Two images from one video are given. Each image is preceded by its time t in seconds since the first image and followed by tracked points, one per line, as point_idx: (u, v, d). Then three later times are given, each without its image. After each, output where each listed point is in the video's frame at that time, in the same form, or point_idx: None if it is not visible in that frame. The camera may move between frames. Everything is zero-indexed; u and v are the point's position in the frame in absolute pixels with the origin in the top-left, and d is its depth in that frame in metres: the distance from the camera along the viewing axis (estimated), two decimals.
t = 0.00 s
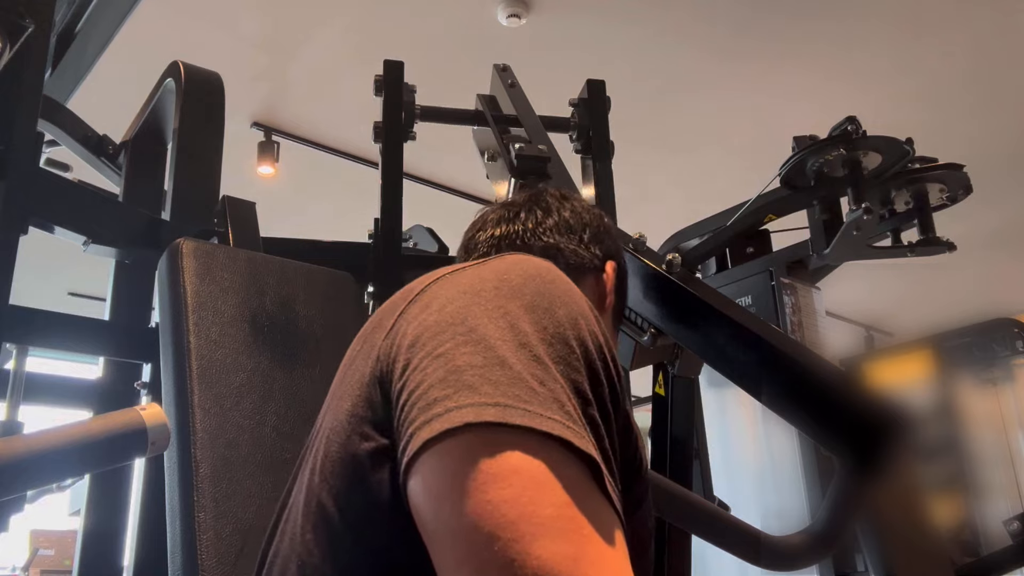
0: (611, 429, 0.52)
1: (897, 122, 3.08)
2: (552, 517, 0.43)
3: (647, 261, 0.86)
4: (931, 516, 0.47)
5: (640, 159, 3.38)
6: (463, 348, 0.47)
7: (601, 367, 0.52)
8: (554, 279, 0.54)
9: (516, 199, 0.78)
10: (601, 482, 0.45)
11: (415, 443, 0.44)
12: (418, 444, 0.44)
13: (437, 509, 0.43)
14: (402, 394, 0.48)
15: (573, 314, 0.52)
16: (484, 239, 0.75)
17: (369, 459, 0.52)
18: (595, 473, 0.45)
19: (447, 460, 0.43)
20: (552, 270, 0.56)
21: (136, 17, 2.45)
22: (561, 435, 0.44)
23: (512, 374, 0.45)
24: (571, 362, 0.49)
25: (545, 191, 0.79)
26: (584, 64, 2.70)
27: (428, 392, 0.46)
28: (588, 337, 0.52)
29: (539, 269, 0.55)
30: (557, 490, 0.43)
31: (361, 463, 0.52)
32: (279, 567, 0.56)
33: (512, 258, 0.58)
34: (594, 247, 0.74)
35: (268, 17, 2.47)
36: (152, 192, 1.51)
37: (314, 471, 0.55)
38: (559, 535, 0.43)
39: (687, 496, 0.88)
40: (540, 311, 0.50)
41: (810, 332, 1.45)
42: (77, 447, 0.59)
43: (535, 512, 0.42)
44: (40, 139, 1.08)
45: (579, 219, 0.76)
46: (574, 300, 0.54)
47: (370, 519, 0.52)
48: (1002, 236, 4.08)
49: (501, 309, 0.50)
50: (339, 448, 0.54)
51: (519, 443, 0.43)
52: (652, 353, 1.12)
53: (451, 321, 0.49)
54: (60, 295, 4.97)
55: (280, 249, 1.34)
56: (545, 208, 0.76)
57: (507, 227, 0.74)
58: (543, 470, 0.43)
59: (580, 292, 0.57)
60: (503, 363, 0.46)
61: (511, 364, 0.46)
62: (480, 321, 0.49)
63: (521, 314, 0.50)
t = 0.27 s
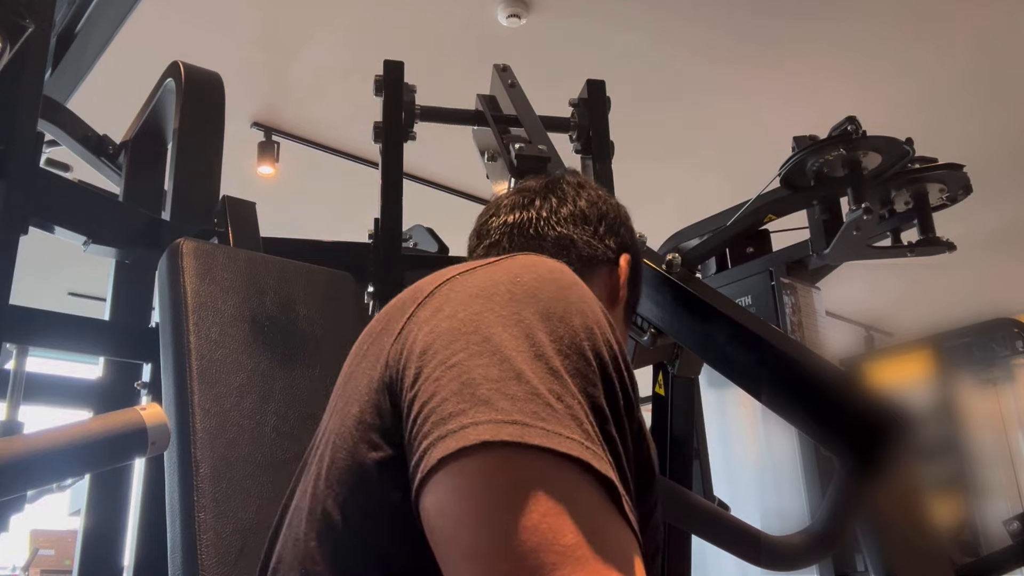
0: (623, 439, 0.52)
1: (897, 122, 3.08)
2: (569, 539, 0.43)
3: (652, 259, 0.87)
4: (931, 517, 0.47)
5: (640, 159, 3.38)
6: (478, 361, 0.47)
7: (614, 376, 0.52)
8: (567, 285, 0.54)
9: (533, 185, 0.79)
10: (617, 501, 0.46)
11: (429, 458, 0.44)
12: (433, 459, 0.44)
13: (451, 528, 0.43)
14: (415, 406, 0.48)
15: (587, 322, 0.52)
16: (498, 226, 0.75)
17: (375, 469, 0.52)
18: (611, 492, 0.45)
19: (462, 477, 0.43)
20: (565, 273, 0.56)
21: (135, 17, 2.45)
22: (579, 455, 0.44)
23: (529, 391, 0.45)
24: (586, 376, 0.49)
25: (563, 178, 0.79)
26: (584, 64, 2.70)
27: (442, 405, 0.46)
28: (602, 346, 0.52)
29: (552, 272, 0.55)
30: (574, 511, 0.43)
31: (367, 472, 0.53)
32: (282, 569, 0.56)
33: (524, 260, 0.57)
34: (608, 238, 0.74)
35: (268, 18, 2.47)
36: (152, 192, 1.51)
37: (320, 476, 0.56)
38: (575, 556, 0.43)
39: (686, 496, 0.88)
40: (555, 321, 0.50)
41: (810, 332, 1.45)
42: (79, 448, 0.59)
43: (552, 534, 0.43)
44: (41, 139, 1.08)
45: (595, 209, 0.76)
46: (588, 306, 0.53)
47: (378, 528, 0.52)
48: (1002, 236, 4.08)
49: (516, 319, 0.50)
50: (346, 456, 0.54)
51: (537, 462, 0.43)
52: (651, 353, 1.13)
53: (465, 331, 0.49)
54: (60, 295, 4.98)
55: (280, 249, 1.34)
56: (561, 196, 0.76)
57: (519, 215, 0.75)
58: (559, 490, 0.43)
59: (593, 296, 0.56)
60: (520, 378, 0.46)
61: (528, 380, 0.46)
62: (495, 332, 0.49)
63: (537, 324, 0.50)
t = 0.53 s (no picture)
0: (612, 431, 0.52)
1: (897, 122, 3.08)
2: (551, 533, 0.43)
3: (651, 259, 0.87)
4: (931, 515, 0.47)
5: (640, 159, 3.38)
6: (458, 355, 0.47)
7: (599, 367, 0.52)
8: (549, 277, 0.54)
9: (529, 180, 0.79)
10: (601, 493, 0.45)
11: (410, 454, 0.44)
12: (413, 456, 0.44)
13: (433, 526, 0.43)
14: (396, 402, 0.48)
15: (570, 313, 0.51)
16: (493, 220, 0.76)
17: (360, 468, 0.52)
18: (595, 485, 0.45)
19: (442, 472, 0.43)
20: (548, 265, 0.56)
21: (135, 16, 2.45)
22: (558, 447, 0.44)
23: (507, 384, 0.45)
24: (568, 367, 0.49)
25: (558, 173, 0.80)
26: (584, 64, 2.70)
27: (421, 402, 0.45)
28: (587, 337, 0.51)
29: (534, 264, 0.55)
30: (555, 506, 0.43)
31: (351, 472, 0.52)
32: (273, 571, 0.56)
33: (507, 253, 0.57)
34: (605, 233, 0.74)
35: (268, 18, 2.47)
36: (152, 192, 1.51)
37: (307, 478, 0.55)
38: (558, 550, 0.43)
39: (684, 495, 0.89)
40: (536, 312, 0.50)
41: (810, 332, 1.45)
42: (79, 449, 0.59)
43: (533, 529, 0.42)
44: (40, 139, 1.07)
45: (591, 204, 0.76)
46: (571, 298, 0.53)
47: (365, 526, 0.52)
48: (1002, 236, 4.08)
49: (495, 313, 0.49)
50: (331, 457, 0.54)
51: (516, 456, 0.43)
52: (651, 352, 1.13)
53: (446, 326, 0.49)
54: (60, 295, 4.98)
55: (280, 249, 1.34)
56: (556, 192, 0.77)
57: (515, 211, 0.75)
58: (541, 484, 0.43)
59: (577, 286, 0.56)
60: (499, 372, 0.46)
61: (507, 373, 0.46)
62: (475, 327, 0.48)
63: (516, 317, 0.49)
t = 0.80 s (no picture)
0: (607, 434, 0.52)
1: (897, 122, 3.08)
2: (544, 536, 0.43)
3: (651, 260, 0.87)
4: (930, 516, 0.47)
5: (640, 159, 3.38)
6: (451, 359, 0.47)
7: (594, 370, 0.52)
8: (544, 279, 0.54)
9: (529, 181, 0.79)
10: (595, 496, 0.45)
11: (403, 459, 0.44)
12: (406, 460, 0.44)
13: (427, 530, 0.43)
14: (390, 406, 0.48)
15: (564, 315, 0.52)
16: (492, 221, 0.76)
17: (355, 472, 0.52)
18: (588, 488, 0.45)
19: (435, 476, 0.43)
20: (543, 267, 0.56)
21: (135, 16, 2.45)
22: (551, 450, 0.44)
23: (500, 387, 0.45)
24: (561, 370, 0.49)
25: (557, 174, 0.80)
26: (584, 64, 2.70)
27: (414, 406, 0.45)
28: (581, 339, 0.51)
29: (529, 266, 0.55)
30: (549, 509, 0.43)
31: (347, 476, 0.52)
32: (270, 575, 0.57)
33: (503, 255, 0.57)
34: (604, 233, 0.74)
35: (268, 18, 2.47)
36: (152, 192, 1.51)
37: (303, 482, 0.56)
38: (551, 554, 0.43)
39: (683, 494, 0.89)
40: (530, 315, 0.50)
41: (810, 332, 1.45)
42: (79, 449, 0.59)
43: (526, 532, 0.42)
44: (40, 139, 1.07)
45: (590, 205, 0.76)
46: (565, 300, 0.53)
47: (360, 529, 0.52)
48: (1002, 236, 4.08)
49: (489, 316, 0.50)
50: (326, 460, 0.54)
51: (508, 459, 0.43)
52: (651, 352, 1.13)
53: (439, 329, 0.49)
54: (60, 295, 4.98)
55: (280, 249, 1.34)
56: (554, 192, 0.77)
57: (514, 212, 0.75)
58: (534, 487, 0.43)
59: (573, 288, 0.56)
60: (492, 375, 0.46)
61: (500, 376, 0.46)
62: (469, 330, 0.49)
63: (510, 320, 0.49)
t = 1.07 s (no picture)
0: (603, 441, 0.51)
1: (897, 122, 3.08)
2: (539, 545, 0.42)
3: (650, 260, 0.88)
4: (930, 516, 0.47)
5: (640, 159, 3.38)
6: (446, 366, 0.46)
7: (590, 377, 0.51)
8: (541, 285, 0.54)
9: (535, 183, 0.80)
10: (590, 505, 0.45)
11: (397, 466, 0.44)
12: (400, 468, 0.44)
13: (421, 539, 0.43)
14: (386, 413, 0.48)
15: (561, 322, 0.51)
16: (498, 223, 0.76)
17: (352, 478, 0.52)
18: (582, 497, 0.44)
19: (430, 484, 0.43)
20: (541, 273, 0.56)
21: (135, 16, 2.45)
22: (545, 459, 0.43)
23: (496, 395, 0.45)
24: (558, 377, 0.48)
25: (562, 176, 0.80)
26: (584, 65, 2.70)
27: (410, 413, 0.45)
28: (578, 346, 0.51)
29: (527, 273, 0.54)
30: (543, 517, 0.43)
31: (343, 482, 0.52)
32: None
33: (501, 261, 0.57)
34: (609, 237, 0.74)
35: (268, 18, 2.47)
36: (152, 192, 1.51)
37: (301, 486, 0.56)
38: (545, 563, 0.42)
39: (683, 493, 0.89)
40: (526, 321, 0.50)
41: (810, 331, 1.46)
42: (80, 448, 0.59)
43: (519, 542, 0.42)
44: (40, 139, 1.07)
45: (594, 207, 0.76)
46: (562, 307, 0.53)
47: (355, 534, 0.52)
48: (1002, 236, 4.08)
49: (486, 322, 0.49)
50: (324, 465, 0.53)
51: (503, 468, 0.43)
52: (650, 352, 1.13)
53: (436, 336, 0.49)
54: (60, 295, 4.98)
55: (280, 249, 1.34)
56: (560, 195, 0.77)
57: (518, 215, 0.76)
58: (528, 495, 0.43)
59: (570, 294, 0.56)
60: (488, 383, 0.46)
61: (496, 384, 0.45)
62: (466, 337, 0.48)
63: (507, 326, 0.49)
